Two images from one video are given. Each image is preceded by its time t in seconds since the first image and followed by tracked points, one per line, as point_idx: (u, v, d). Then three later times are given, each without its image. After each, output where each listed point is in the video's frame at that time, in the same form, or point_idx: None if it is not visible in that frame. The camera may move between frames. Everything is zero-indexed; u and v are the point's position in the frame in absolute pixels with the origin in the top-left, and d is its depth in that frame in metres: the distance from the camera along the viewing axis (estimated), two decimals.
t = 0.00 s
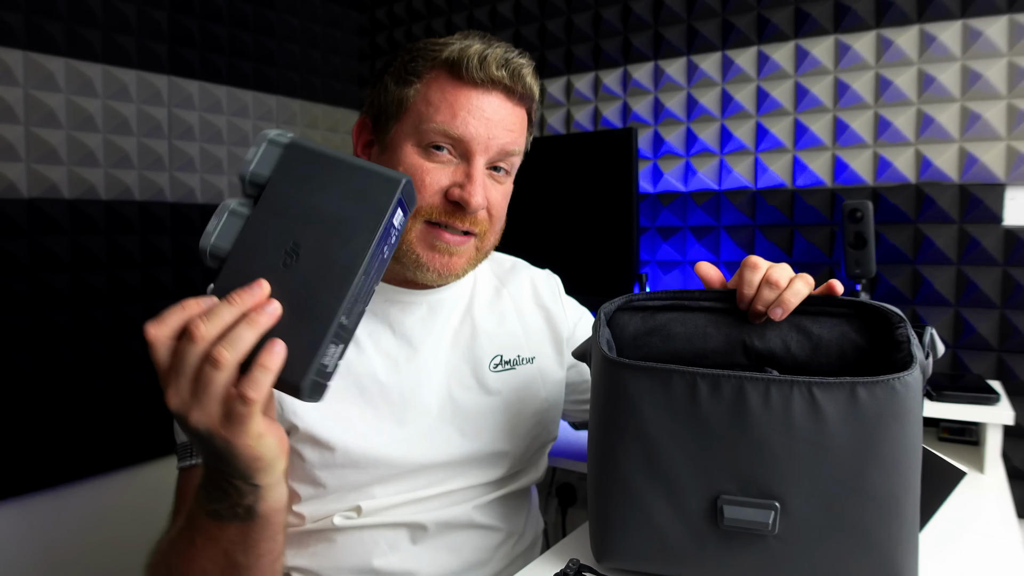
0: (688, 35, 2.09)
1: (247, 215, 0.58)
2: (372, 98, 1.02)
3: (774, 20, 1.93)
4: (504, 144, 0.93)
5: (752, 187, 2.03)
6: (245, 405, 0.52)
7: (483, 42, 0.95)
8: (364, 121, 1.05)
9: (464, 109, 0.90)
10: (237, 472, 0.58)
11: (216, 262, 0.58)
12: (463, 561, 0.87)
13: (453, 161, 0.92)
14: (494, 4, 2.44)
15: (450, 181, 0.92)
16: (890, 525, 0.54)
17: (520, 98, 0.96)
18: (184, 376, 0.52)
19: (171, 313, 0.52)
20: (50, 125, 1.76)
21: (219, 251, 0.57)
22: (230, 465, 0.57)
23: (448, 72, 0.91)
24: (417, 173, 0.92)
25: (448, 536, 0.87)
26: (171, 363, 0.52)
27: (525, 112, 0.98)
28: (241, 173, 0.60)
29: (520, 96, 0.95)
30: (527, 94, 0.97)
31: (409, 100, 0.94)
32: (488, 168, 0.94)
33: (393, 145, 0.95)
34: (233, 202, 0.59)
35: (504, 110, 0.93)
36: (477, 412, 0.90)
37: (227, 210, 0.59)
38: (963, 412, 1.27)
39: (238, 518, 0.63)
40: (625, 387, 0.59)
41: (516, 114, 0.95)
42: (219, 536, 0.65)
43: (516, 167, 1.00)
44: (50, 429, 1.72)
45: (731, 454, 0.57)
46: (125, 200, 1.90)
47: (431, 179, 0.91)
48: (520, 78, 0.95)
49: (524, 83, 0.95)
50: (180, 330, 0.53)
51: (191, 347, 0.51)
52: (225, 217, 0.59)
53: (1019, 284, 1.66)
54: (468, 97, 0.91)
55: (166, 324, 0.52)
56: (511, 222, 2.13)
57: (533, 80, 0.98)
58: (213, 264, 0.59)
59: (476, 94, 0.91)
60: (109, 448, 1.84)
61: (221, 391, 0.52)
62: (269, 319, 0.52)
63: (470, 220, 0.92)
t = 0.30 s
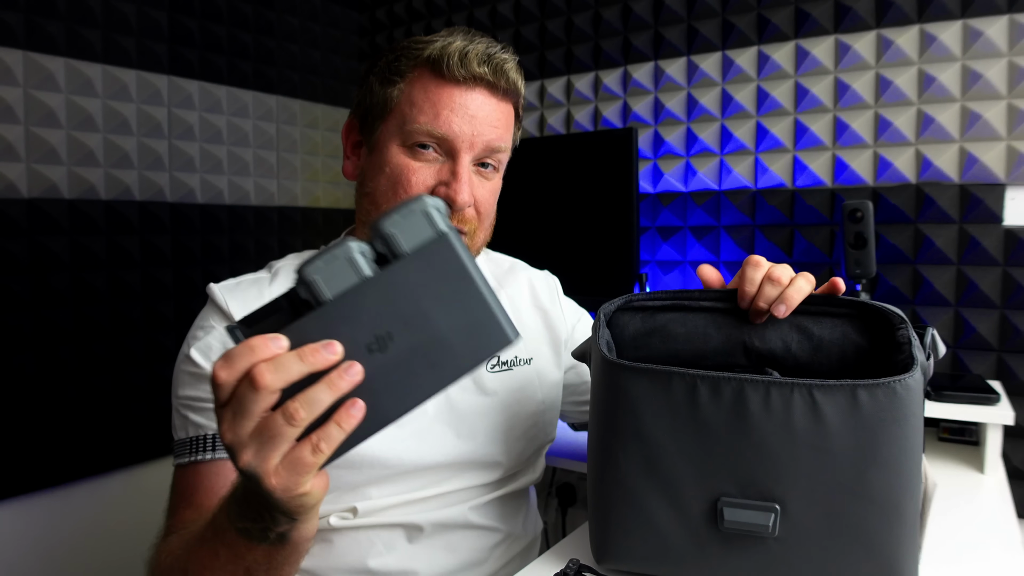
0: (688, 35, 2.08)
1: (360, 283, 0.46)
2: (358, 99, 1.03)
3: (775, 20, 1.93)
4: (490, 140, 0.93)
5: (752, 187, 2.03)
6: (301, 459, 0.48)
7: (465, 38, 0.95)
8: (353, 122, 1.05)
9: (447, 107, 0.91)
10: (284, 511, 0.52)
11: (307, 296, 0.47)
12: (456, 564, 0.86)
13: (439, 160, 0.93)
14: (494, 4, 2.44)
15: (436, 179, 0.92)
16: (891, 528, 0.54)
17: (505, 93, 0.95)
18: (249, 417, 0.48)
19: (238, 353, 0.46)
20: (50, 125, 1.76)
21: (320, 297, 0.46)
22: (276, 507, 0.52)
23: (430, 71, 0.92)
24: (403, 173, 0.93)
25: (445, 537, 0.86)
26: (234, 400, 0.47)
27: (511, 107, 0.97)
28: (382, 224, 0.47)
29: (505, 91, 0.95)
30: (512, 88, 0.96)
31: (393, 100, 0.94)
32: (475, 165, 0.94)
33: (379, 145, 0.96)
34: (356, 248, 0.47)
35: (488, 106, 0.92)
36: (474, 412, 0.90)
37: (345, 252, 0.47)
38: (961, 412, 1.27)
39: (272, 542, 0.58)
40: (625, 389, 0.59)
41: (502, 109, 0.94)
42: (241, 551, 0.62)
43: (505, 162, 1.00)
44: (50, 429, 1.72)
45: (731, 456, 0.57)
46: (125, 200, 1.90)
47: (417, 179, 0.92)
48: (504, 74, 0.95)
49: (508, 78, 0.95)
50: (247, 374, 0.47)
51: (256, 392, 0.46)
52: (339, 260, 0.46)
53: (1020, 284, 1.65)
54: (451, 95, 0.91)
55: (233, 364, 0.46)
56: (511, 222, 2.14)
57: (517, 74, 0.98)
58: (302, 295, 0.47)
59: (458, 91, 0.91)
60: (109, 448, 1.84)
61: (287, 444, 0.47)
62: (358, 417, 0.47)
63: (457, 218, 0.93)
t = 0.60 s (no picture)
0: (688, 35, 2.09)
1: (391, 294, 0.52)
2: (348, 105, 1.04)
3: (774, 20, 1.93)
4: (477, 133, 0.92)
5: (752, 188, 2.03)
6: (335, 471, 0.54)
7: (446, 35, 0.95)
8: (346, 127, 1.06)
9: (432, 103, 0.90)
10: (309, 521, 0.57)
11: (332, 310, 0.52)
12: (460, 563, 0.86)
13: (427, 157, 0.92)
14: (494, 4, 2.44)
15: (426, 176, 0.92)
16: (891, 544, 0.54)
17: (490, 86, 0.95)
18: (280, 439, 0.52)
19: (272, 381, 0.50)
20: (50, 125, 1.76)
21: (347, 312, 0.52)
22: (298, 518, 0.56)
23: (413, 69, 0.92)
24: (392, 172, 0.92)
25: (450, 535, 0.87)
26: (266, 423, 0.52)
27: (498, 100, 0.97)
28: (409, 232, 0.53)
29: (489, 83, 0.94)
30: (496, 81, 0.96)
31: (380, 101, 0.95)
32: (465, 160, 0.94)
33: (369, 146, 0.96)
34: (384, 258, 0.53)
35: (474, 100, 0.92)
36: (477, 412, 0.90)
37: (372, 264, 0.52)
38: (961, 413, 1.27)
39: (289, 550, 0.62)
40: (624, 403, 0.59)
41: (488, 102, 0.94)
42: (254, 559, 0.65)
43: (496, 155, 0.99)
44: (49, 429, 1.72)
45: (731, 473, 0.56)
46: (125, 200, 1.90)
47: (407, 177, 0.92)
48: (486, 66, 0.94)
49: (490, 71, 0.95)
50: (280, 399, 0.51)
51: (290, 417, 0.50)
52: (368, 273, 0.52)
53: (1019, 284, 1.66)
54: (435, 92, 0.91)
55: (265, 391, 0.50)
56: (511, 222, 2.14)
57: (501, 67, 0.98)
58: (328, 309, 0.52)
59: (442, 87, 0.91)
60: (109, 448, 1.84)
61: (321, 460, 0.53)
62: (392, 424, 0.53)
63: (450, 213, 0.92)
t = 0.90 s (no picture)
0: (688, 35, 2.09)
1: (407, 265, 0.59)
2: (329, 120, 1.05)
3: (775, 20, 1.93)
4: (439, 112, 0.90)
5: (752, 187, 2.03)
6: (286, 391, 0.55)
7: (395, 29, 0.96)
8: (330, 140, 1.06)
9: (389, 90, 0.90)
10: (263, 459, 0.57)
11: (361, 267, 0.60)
12: (458, 562, 0.86)
13: (395, 144, 0.90)
14: (494, 4, 2.44)
15: (396, 163, 0.90)
16: (891, 546, 0.54)
17: (445, 64, 0.93)
18: (261, 340, 0.56)
19: (277, 285, 0.57)
20: (50, 125, 1.76)
21: (368, 268, 0.59)
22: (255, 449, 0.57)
23: (366, 65, 0.92)
24: (364, 166, 0.91)
25: (449, 533, 0.87)
26: (257, 324, 0.57)
27: (460, 78, 0.95)
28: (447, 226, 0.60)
29: (444, 63, 0.93)
30: (453, 59, 0.94)
31: (346, 104, 0.95)
32: (435, 142, 0.91)
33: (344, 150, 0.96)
34: (418, 238, 0.60)
35: (431, 80, 0.91)
36: (476, 407, 0.90)
37: (407, 239, 0.60)
38: (961, 413, 1.27)
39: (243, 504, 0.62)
40: (625, 404, 0.59)
41: (446, 80, 0.92)
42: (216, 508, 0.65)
43: (470, 132, 0.96)
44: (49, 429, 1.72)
45: (731, 474, 0.56)
46: (125, 200, 1.90)
47: (378, 168, 0.90)
48: (438, 45, 0.93)
49: (441, 49, 0.93)
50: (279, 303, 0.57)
51: (274, 318, 0.55)
52: (398, 245, 0.60)
53: (1019, 284, 1.66)
54: (391, 79, 0.90)
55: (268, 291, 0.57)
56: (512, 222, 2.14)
57: (457, 45, 0.96)
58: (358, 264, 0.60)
59: (396, 73, 0.90)
60: (108, 449, 1.84)
61: (282, 374, 0.55)
62: (354, 372, 0.54)
63: (424, 194, 0.89)
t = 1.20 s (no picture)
0: (688, 35, 2.08)
1: (432, 275, 0.61)
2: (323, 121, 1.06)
3: (775, 20, 1.93)
4: (429, 104, 0.90)
5: (752, 187, 2.03)
6: (293, 386, 0.54)
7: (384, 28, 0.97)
8: (325, 142, 1.06)
9: (379, 85, 0.90)
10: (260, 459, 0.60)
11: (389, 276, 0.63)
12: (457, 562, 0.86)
13: (387, 138, 0.90)
14: (494, 4, 2.44)
15: (388, 156, 0.89)
16: (892, 546, 0.54)
17: (435, 60, 0.93)
18: (281, 336, 0.59)
19: (302, 284, 0.61)
20: (50, 125, 1.76)
21: (393, 276, 0.61)
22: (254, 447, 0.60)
23: (356, 63, 0.93)
24: (355, 160, 0.90)
25: (446, 532, 0.87)
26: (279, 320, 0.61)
27: (450, 72, 0.95)
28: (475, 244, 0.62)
29: (434, 58, 0.93)
30: (443, 55, 0.95)
31: (338, 102, 0.96)
32: (426, 134, 0.91)
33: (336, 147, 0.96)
34: (445, 254, 0.62)
35: (421, 75, 0.91)
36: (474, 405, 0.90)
37: (435, 254, 0.62)
38: (962, 413, 1.27)
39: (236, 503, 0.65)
40: (624, 403, 0.59)
41: (436, 75, 0.92)
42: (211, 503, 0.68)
43: (462, 125, 0.95)
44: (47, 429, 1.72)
45: (730, 474, 0.56)
46: (125, 200, 1.90)
47: (368, 161, 0.89)
48: (427, 40, 0.93)
49: (430, 44, 0.93)
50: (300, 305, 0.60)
51: (292, 314, 0.58)
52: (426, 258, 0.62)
53: (1020, 284, 1.66)
54: (380, 75, 0.90)
55: (294, 289, 0.61)
56: (511, 222, 2.14)
57: (446, 41, 0.97)
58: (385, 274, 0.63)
59: (385, 68, 0.90)
60: (108, 449, 1.84)
61: (293, 367, 0.56)
62: (364, 375, 0.53)
63: (416, 185, 0.88)
